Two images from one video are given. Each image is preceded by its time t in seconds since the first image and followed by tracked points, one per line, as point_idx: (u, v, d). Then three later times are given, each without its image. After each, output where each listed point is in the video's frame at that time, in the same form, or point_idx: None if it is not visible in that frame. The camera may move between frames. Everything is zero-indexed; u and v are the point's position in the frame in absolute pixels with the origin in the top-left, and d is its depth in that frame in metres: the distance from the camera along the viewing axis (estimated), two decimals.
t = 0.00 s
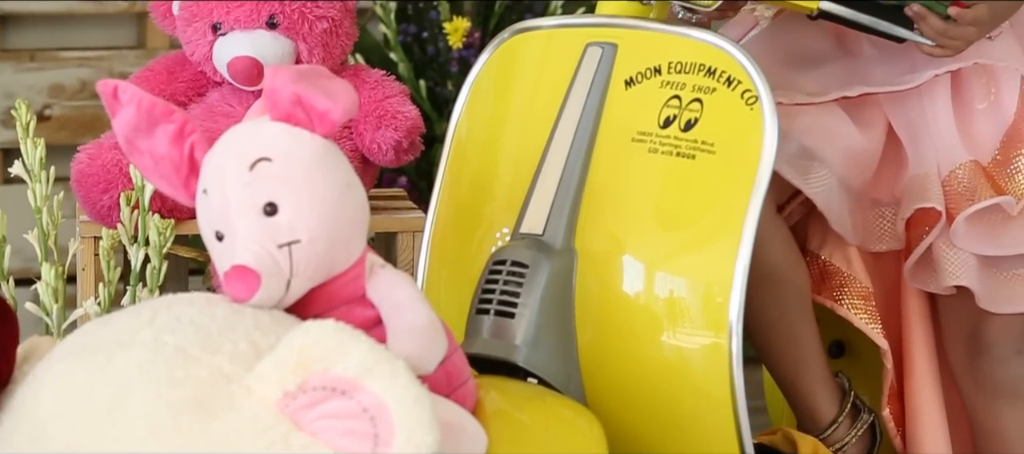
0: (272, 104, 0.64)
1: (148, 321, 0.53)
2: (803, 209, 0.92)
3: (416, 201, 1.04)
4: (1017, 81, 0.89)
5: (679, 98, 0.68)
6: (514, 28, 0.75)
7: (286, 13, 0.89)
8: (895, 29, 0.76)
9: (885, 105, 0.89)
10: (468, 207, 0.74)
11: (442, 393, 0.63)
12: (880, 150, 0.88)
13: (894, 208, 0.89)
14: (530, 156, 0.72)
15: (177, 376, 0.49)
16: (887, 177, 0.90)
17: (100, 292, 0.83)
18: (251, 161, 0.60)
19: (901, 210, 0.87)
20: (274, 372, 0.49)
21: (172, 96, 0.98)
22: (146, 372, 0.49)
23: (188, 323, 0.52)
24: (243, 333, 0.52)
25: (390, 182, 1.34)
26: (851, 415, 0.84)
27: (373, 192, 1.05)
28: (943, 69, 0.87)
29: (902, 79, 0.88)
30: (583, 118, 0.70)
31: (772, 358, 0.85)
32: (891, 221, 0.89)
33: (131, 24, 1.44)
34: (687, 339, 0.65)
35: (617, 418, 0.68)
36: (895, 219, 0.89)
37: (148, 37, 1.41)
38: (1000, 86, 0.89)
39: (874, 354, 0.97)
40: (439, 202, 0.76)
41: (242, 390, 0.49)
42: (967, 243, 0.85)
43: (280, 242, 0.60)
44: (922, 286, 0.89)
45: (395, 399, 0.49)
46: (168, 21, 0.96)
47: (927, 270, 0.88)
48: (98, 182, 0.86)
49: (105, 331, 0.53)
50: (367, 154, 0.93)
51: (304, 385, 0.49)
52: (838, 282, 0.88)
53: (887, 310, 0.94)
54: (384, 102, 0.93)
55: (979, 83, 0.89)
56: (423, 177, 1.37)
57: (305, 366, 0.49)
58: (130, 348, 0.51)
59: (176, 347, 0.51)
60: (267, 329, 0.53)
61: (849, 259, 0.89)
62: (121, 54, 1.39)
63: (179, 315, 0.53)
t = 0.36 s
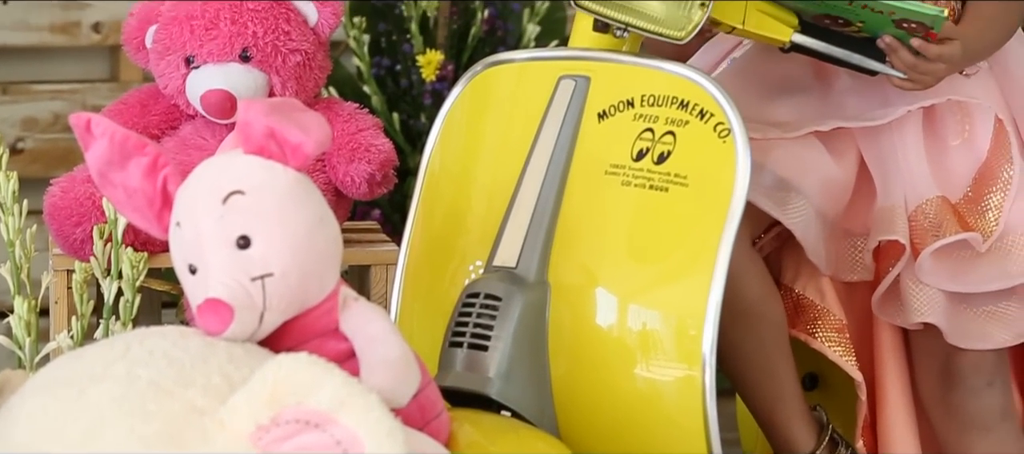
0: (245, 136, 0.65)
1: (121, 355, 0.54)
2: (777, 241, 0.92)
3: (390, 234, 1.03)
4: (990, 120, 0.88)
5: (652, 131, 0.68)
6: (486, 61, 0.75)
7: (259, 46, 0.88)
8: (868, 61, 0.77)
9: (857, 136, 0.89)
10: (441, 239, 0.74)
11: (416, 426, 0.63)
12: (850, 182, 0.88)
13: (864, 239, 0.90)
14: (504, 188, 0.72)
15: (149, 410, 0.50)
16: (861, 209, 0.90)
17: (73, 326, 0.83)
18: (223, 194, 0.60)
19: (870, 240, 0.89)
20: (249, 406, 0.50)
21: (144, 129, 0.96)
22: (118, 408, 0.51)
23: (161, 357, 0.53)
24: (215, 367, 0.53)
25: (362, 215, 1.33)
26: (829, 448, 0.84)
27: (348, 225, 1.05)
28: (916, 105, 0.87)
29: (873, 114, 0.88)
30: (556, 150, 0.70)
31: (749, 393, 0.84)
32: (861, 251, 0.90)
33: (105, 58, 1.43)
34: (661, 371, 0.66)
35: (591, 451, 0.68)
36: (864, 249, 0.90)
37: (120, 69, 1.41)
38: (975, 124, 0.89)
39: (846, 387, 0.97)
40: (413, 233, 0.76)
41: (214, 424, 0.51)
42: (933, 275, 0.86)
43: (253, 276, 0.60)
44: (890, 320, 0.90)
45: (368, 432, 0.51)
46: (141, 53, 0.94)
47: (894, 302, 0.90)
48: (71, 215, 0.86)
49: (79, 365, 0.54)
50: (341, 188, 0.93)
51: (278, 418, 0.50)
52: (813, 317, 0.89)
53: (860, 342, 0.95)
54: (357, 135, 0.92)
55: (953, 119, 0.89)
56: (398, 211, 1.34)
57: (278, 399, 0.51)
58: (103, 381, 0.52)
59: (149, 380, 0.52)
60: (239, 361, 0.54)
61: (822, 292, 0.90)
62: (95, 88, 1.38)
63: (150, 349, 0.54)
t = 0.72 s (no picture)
0: (214, 171, 0.65)
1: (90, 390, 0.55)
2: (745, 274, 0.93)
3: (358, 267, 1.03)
4: (966, 154, 0.89)
5: (621, 165, 0.69)
6: (456, 94, 0.76)
7: (229, 80, 0.91)
8: (837, 95, 0.79)
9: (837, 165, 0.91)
10: (411, 273, 0.74)
11: None
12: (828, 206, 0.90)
13: (838, 268, 0.90)
14: (474, 222, 0.72)
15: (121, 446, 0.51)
16: (833, 240, 0.91)
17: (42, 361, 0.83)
18: (193, 228, 0.60)
19: (844, 269, 0.89)
20: (218, 440, 0.51)
21: (113, 164, 0.96)
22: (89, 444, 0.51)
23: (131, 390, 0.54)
24: (184, 402, 0.54)
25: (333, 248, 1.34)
26: None
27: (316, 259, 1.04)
28: (896, 139, 0.88)
29: (856, 146, 0.89)
30: (526, 184, 0.71)
31: (723, 424, 0.84)
32: (834, 279, 0.90)
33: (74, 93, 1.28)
34: (630, 405, 0.67)
35: None
36: (838, 277, 0.90)
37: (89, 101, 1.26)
38: (950, 161, 0.90)
39: (817, 421, 0.97)
40: (382, 267, 0.76)
41: None
42: (908, 308, 0.86)
43: (222, 310, 0.59)
44: (859, 352, 0.91)
45: None
46: (110, 88, 0.96)
47: (864, 334, 0.91)
48: (40, 249, 0.86)
49: (50, 402, 0.54)
50: (309, 221, 0.94)
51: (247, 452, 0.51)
52: (781, 351, 0.88)
53: (829, 373, 0.96)
54: (326, 170, 0.93)
55: (928, 154, 0.91)
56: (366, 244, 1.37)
57: (248, 433, 0.52)
58: (72, 416, 0.53)
59: (119, 416, 0.53)
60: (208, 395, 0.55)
61: (790, 327, 0.89)
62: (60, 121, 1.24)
63: (121, 382, 0.55)
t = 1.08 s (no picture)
0: (184, 209, 0.65)
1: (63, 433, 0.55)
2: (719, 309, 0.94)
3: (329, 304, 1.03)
4: (947, 190, 0.93)
5: (593, 202, 0.72)
6: (427, 132, 0.79)
7: (199, 117, 0.96)
8: (807, 132, 0.82)
9: (819, 200, 0.94)
10: (384, 311, 0.77)
11: None
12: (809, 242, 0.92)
13: (815, 303, 0.92)
14: (444, 262, 0.75)
15: None
16: (810, 276, 0.93)
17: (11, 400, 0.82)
18: (164, 265, 0.59)
19: (823, 303, 0.91)
20: None
21: (84, 201, 1.00)
22: None
23: (103, 429, 0.57)
24: (156, 439, 0.56)
25: (304, 285, 1.45)
26: None
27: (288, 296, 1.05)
28: (878, 175, 0.92)
29: (838, 182, 0.93)
30: (496, 223, 0.74)
31: None
32: (812, 314, 0.92)
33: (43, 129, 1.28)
34: (601, 440, 0.69)
35: None
36: (815, 313, 0.92)
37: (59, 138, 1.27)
38: (932, 196, 0.94)
39: None
40: (355, 306, 0.79)
41: None
42: (890, 343, 0.88)
43: (193, 347, 0.58)
44: (835, 387, 0.91)
45: None
46: (80, 125, 1.01)
47: (840, 369, 0.92)
48: (10, 287, 0.87)
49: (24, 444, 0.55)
50: (281, 258, 0.96)
51: None
52: (754, 387, 0.89)
53: (800, 413, 0.95)
54: (297, 207, 0.96)
55: (909, 193, 0.94)
56: (337, 281, 1.47)
57: None
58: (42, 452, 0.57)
59: None
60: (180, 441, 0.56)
61: (763, 363, 0.90)
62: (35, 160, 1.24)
63: (91, 420, 0.58)
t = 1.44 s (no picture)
0: (157, 246, 0.65)
1: None
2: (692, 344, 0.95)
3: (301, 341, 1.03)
4: (922, 227, 0.95)
5: (566, 239, 0.73)
6: (400, 170, 0.79)
7: (172, 155, 0.97)
8: (780, 170, 0.83)
9: (794, 236, 0.96)
10: (356, 348, 0.77)
11: None
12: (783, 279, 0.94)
13: (790, 340, 0.93)
14: (418, 299, 0.75)
15: None
16: (785, 314, 0.95)
17: None
18: (136, 303, 0.59)
19: (798, 340, 0.91)
20: None
21: (56, 238, 1.00)
22: None
23: None
24: None
25: (278, 322, 1.46)
26: None
27: (259, 334, 1.05)
28: (853, 211, 0.94)
29: (813, 217, 0.95)
30: (469, 260, 0.75)
31: None
32: (786, 350, 0.93)
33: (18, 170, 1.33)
34: None
35: None
36: (790, 350, 0.93)
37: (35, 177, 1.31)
38: (907, 234, 0.96)
39: None
40: (326, 343, 0.79)
41: None
42: (865, 379, 0.89)
43: (165, 385, 0.58)
44: (809, 425, 0.92)
45: None
46: (53, 163, 1.01)
47: (814, 407, 0.92)
48: None
49: None
50: (253, 295, 0.96)
51: None
52: (728, 424, 0.89)
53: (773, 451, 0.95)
54: (271, 244, 0.96)
55: (883, 231, 0.96)
56: (311, 319, 1.49)
57: None
58: None
59: None
60: None
61: (736, 400, 0.90)
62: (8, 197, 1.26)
63: None
